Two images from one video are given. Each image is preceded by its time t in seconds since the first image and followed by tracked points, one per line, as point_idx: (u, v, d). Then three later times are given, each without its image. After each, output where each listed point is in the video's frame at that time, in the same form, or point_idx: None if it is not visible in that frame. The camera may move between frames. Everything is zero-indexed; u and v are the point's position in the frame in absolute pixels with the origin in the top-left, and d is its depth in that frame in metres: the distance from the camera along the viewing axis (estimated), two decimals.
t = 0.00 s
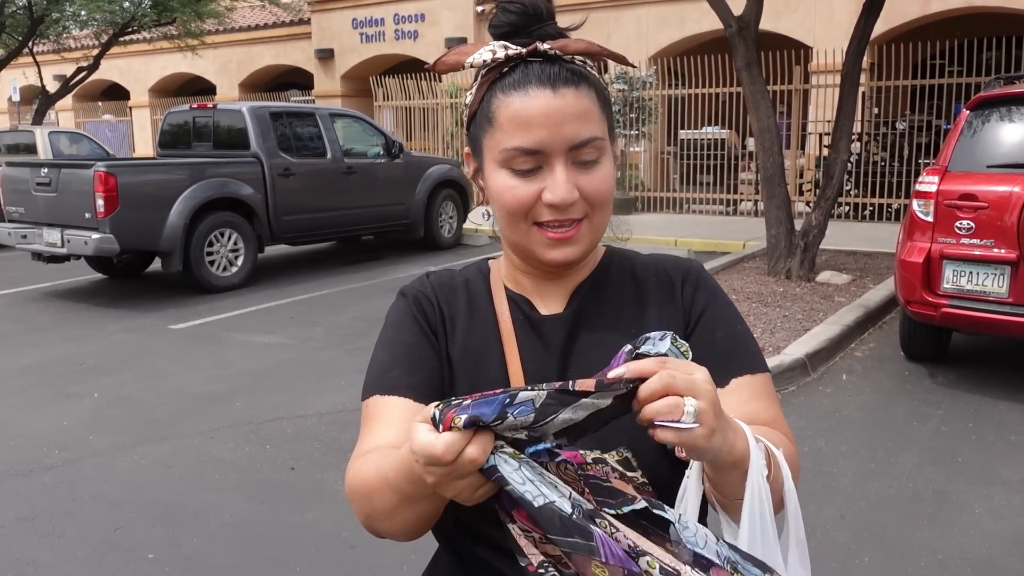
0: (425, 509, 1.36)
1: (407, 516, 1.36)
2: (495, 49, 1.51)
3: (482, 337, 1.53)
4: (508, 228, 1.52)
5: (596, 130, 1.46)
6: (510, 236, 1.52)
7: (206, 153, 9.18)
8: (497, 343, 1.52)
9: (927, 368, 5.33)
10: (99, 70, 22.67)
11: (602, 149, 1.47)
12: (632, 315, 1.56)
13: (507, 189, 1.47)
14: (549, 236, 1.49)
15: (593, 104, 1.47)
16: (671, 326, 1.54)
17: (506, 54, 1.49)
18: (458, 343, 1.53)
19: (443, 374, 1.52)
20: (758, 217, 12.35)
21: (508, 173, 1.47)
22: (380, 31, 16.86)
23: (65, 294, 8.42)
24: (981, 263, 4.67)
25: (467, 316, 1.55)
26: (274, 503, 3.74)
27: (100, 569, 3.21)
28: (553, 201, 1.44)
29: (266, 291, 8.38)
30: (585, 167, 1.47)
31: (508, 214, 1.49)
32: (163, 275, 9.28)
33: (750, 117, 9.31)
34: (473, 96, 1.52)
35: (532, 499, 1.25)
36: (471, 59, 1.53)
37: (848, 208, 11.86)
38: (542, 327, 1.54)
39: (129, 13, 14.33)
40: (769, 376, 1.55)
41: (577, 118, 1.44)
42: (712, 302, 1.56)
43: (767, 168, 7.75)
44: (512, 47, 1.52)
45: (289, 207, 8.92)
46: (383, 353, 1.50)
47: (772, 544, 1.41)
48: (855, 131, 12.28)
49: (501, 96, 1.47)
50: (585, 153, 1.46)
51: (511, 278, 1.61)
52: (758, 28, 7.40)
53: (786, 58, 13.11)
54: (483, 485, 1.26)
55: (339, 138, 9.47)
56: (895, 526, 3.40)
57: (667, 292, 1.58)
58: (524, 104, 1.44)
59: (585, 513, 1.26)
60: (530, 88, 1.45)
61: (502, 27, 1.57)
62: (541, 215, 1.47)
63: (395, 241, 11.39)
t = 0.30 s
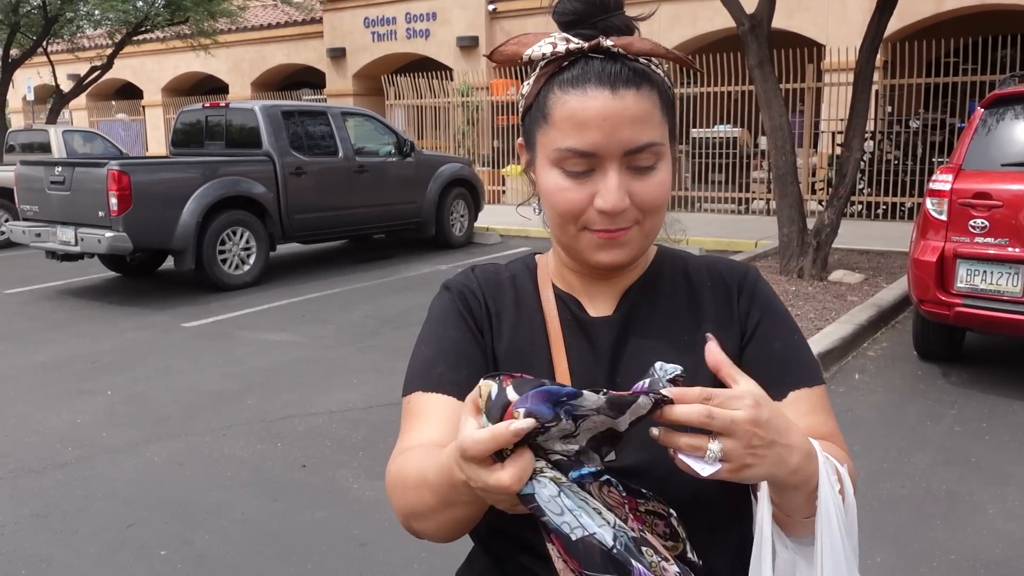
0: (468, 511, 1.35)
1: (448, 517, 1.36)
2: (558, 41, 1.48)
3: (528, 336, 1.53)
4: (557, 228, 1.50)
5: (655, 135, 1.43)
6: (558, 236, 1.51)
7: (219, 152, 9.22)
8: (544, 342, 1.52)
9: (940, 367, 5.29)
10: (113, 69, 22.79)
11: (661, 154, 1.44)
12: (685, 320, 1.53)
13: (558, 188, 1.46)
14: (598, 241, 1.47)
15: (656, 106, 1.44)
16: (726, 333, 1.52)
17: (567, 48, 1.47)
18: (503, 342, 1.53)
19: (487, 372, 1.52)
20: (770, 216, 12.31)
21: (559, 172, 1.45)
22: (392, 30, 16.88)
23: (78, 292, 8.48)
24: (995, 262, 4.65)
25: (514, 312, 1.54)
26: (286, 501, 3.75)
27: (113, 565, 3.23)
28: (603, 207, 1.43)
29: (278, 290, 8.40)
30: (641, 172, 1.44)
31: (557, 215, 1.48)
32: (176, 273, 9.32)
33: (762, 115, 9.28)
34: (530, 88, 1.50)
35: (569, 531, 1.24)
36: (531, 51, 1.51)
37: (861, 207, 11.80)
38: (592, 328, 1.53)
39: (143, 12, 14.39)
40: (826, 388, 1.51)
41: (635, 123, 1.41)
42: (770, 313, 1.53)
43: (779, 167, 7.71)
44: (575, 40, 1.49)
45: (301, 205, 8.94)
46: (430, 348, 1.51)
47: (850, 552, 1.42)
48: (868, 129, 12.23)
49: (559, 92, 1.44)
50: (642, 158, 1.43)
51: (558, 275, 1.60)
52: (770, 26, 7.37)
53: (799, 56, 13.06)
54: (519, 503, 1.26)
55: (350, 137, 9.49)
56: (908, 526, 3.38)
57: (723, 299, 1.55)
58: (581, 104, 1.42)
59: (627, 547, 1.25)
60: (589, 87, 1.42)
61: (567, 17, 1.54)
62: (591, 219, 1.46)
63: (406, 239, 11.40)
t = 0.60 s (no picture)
0: (536, 528, 1.29)
1: (511, 532, 1.30)
2: (619, 30, 1.46)
3: (577, 339, 1.50)
4: (611, 222, 1.48)
5: (716, 128, 1.40)
6: (611, 230, 1.49)
7: (226, 150, 9.24)
8: (593, 343, 1.49)
9: (949, 366, 5.27)
10: (121, 68, 22.87)
11: (721, 148, 1.42)
12: (739, 320, 1.54)
13: (615, 181, 1.43)
14: (655, 236, 1.45)
15: (718, 99, 1.41)
16: (780, 333, 1.53)
17: (629, 37, 1.43)
18: (550, 345, 1.49)
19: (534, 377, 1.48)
20: (778, 215, 12.28)
21: (616, 164, 1.42)
22: (399, 29, 16.88)
23: (86, 291, 8.51)
24: (1004, 260, 4.63)
25: (562, 314, 1.52)
26: (293, 498, 3.76)
27: (122, 562, 3.24)
28: (664, 200, 1.40)
29: (285, 288, 8.41)
30: (700, 165, 1.42)
31: (613, 207, 1.45)
32: (184, 272, 9.36)
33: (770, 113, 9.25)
34: (588, 76, 1.46)
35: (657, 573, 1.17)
36: (589, 40, 1.49)
37: (869, 205, 11.77)
38: (644, 330, 1.52)
39: (151, 11, 14.43)
40: (878, 390, 1.53)
41: (698, 115, 1.38)
42: (822, 313, 1.55)
43: (786, 165, 7.69)
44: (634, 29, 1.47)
45: (309, 204, 8.96)
46: (476, 351, 1.47)
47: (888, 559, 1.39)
48: (877, 127, 12.18)
49: (620, 82, 1.41)
50: (703, 151, 1.41)
51: (606, 275, 1.59)
52: (778, 24, 7.34)
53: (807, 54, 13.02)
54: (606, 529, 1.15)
55: (358, 135, 9.50)
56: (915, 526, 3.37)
57: (776, 299, 1.56)
58: (644, 93, 1.38)
59: None
60: (651, 77, 1.39)
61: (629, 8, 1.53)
62: (649, 213, 1.43)
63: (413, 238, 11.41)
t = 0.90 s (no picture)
0: (576, 530, 1.28)
1: (549, 534, 1.29)
2: (661, 20, 1.44)
3: (612, 337, 1.49)
4: (647, 214, 1.47)
5: (758, 118, 1.39)
6: (647, 223, 1.48)
7: (229, 147, 9.23)
8: (627, 341, 1.48)
9: (953, 364, 5.26)
10: (124, 66, 22.87)
11: (762, 140, 1.41)
12: (777, 318, 1.53)
13: (653, 171, 1.42)
14: (692, 229, 1.44)
15: (760, 89, 1.40)
16: (818, 330, 1.52)
17: (671, 27, 1.42)
18: (585, 344, 1.48)
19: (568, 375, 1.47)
20: (782, 212, 12.27)
21: (655, 153, 1.41)
22: (402, 25, 16.85)
23: (89, 288, 8.52)
24: (1008, 258, 4.61)
25: (597, 313, 1.51)
26: (296, 495, 3.76)
27: (125, 559, 3.24)
28: (702, 190, 1.39)
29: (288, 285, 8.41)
30: (740, 157, 1.41)
31: (649, 199, 1.44)
32: (187, 269, 9.36)
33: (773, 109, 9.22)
34: (628, 68, 1.45)
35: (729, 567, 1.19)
36: (630, 30, 1.48)
37: (873, 202, 11.75)
38: (678, 328, 1.51)
39: (154, 8, 14.40)
40: (923, 392, 1.48)
41: (740, 104, 1.37)
42: (863, 310, 1.53)
43: (790, 162, 7.67)
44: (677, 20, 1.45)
45: (312, 201, 8.96)
46: (510, 350, 1.46)
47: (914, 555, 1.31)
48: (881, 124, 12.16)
49: (660, 70, 1.40)
50: (743, 142, 1.40)
51: (643, 274, 1.59)
52: (782, 20, 7.31)
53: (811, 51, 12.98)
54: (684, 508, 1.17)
55: (360, 132, 9.49)
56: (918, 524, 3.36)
57: (815, 297, 1.55)
58: (684, 82, 1.38)
59: None
60: (693, 66, 1.38)
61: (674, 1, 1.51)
62: (687, 204, 1.42)
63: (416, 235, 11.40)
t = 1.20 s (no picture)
0: (583, 492, 1.30)
1: (558, 502, 1.32)
2: (680, 18, 1.45)
3: (630, 337, 1.51)
4: (664, 213, 1.47)
5: (776, 119, 1.39)
6: (664, 223, 1.49)
7: (227, 145, 9.23)
8: (645, 340, 1.50)
9: (949, 361, 5.27)
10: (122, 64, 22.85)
11: (781, 141, 1.40)
12: (796, 318, 1.52)
13: (670, 172, 1.43)
14: (708, 229, 1.44)
15: (781, 89, 1.39)
16: (838, 329, 1.50)
17: (690, 26, 1.43)
18: (603, 343, 1.51)
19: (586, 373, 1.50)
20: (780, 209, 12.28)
21: (671, 154, 1.42)
22: (400, 23, 16.84)
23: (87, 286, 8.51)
24: (1005, 255, 4.62)
25: (616, 311, 1.53)
26: (294, 493, 3.76)
27: (123, 557, 3.24)
28: (717, 191, 1.39)
29: (286, 283, 8.42)
30: (759, 159, 1.40)
31: (666, 199, 1.45)
32: (185, 267, 9.37)
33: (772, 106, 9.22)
34: (649, 68, 1.46)
35: (713, 498, 1.19)
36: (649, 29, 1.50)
37: (871, 199, 11.76)
38: (695, 328, 1.52)
39: (151, 6, 14.35)
40: (948, 392, 1.43)
41: (757, 105, 1.37)
42: (887, 307, 1.50)
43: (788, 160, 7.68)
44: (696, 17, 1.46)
45: (311, 199, 8.96)
46: (529, 347, 1.48)
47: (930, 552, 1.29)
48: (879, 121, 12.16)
49: (679, 70, 1.40)
50: (761, 143, 1.39)
51: (664, 273, 1.59)
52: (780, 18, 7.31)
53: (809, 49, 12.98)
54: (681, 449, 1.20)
55: (358, 130, 9.48)
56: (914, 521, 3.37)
57: (836, 296, 1.53)
58: (701, 82, 1.38)
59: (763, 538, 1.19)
60: (710, 66, 1.38)
61: None
62: (703, 204, 1.42)
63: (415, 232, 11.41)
